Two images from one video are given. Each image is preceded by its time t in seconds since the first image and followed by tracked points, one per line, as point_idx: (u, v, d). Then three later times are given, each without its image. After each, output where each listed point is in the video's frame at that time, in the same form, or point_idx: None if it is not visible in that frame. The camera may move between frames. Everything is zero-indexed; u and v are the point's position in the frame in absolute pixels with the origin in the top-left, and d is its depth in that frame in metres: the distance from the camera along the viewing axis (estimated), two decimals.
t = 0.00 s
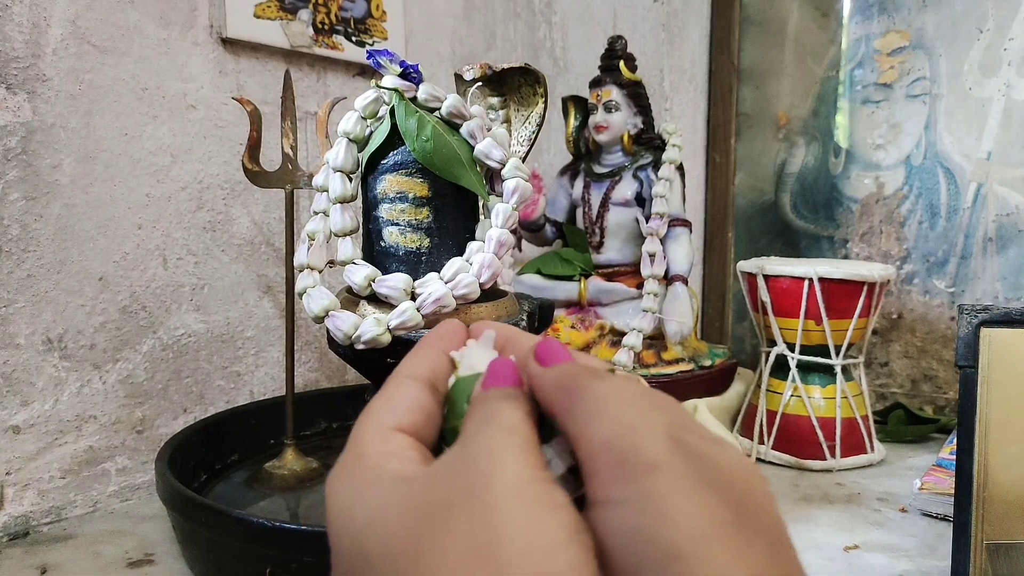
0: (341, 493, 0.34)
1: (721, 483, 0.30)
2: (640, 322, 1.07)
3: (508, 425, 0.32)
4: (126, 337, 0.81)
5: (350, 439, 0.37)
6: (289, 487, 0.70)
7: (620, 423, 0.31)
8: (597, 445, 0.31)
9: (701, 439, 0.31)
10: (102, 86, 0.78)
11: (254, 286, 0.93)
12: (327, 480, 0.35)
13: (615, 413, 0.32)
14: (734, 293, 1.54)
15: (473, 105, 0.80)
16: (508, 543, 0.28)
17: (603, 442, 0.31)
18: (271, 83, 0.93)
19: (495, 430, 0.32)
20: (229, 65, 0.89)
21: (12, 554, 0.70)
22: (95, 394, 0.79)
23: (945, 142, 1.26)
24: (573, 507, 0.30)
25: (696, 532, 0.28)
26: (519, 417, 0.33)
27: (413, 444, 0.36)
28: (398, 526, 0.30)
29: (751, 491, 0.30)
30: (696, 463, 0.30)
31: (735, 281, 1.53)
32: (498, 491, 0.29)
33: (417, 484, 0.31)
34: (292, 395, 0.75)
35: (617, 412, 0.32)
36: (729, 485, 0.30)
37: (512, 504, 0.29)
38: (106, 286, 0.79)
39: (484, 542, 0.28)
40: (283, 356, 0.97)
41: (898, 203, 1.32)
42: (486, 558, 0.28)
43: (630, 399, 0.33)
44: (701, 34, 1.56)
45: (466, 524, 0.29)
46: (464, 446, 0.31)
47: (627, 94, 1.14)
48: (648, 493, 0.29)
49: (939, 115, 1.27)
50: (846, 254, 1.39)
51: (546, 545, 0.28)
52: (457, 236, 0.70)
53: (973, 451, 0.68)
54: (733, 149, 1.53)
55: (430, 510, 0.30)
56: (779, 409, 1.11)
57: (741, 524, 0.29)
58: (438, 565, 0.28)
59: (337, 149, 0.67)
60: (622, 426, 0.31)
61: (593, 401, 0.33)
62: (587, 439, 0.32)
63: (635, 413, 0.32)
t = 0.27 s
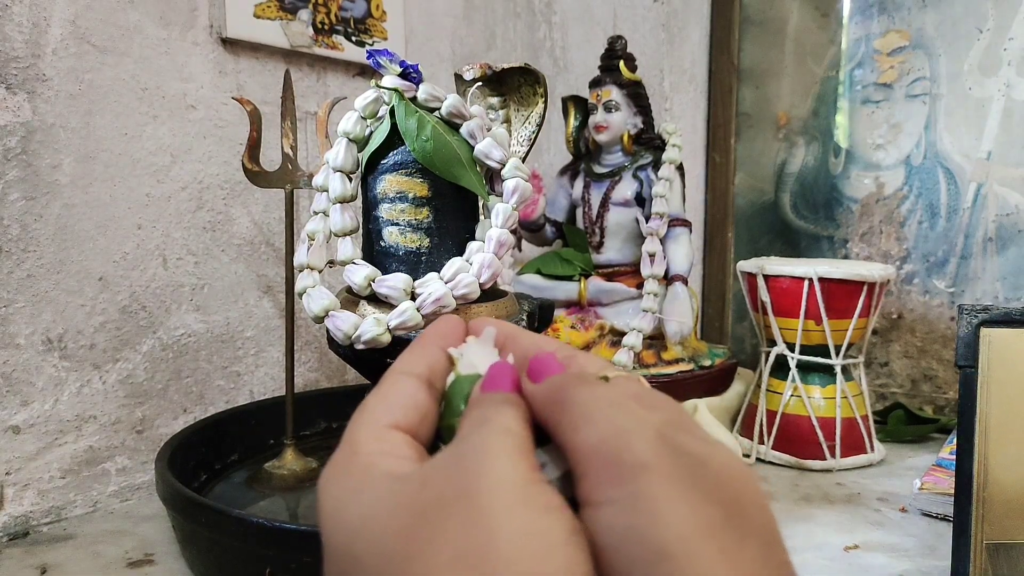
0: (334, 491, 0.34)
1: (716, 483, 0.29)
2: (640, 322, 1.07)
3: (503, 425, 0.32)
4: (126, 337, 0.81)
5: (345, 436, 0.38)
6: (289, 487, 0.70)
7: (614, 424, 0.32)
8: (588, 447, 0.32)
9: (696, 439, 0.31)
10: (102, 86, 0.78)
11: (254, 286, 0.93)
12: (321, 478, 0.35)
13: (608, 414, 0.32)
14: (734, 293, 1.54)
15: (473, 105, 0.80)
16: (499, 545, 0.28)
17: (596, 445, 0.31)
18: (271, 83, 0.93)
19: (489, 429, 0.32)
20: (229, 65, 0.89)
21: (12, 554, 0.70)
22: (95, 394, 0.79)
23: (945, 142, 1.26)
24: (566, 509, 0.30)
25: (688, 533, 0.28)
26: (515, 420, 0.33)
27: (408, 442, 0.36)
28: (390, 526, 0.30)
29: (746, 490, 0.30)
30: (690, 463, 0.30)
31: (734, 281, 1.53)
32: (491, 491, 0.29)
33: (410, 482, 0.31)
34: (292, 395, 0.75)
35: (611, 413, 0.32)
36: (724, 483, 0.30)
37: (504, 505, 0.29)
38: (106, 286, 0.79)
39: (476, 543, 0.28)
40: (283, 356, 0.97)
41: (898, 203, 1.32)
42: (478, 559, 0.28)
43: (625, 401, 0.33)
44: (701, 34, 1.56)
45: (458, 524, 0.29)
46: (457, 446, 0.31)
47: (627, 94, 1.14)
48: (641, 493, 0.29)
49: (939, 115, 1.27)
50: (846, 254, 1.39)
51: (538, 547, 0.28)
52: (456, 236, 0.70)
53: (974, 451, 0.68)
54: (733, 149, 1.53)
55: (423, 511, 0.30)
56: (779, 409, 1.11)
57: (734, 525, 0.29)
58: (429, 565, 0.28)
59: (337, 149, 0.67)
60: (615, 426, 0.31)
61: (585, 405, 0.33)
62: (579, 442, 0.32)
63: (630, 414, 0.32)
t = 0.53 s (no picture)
0: (333, 490, 0.34)
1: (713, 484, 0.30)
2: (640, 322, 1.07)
3: (502, 425, 0.32)
4: (126, 337, 0.81)
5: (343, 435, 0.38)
6: (289, 487, 0.70)
7: (612, 424, 0.32)
8: (584, 446, 0.32)
9: (693, 439, 0.31)
10: (102, 85, 0.78)
11: (254, 286, 0.93)
12: (319, 478, 0.35)
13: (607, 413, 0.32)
14: (734, 293, 1.54)
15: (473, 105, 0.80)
16: (500, 542, 0.28)
17: (592, 443, 0.31)
18: (271, 83, 0.93)
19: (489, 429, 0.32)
20: (229, 65, 0.89)
21: (12, 554, 0.70)
22: (95, 394, 0.79)
23: (945, 142, 1.26)
24: (567, 506, 0.30)
25: (686, 531, 0.29)
26: (515, 420, 0.33)
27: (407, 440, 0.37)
28: (390, 525, 0.30)
29: (741, 489, 0.31)
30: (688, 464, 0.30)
31: (734, 281, 1.53)
32: (492, 489, 0.29)
33: (410, 482, 0.31)
34: (292, 395, 0.75)
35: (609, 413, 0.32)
36: (720, 483, 0.30)
37: (505, 504, 0.29)
38: (106, 286, 0.79)
39: (476, 541, 0.28)
40: (283, 356, 0.97)
41: (898, 203, 1.32)
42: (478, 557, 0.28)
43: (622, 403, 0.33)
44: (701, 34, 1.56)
45: (459, 523, 0.29)
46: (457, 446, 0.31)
47: (627, 94, 1.14)
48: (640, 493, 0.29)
49: (939, 115, 1.27)
50: (846, 254, 1.39)
51: (539, 545, 0.28)
52: (456, 236, 0.70)
53: (973, 450, 0.68)
54: (733, 149, 1.53)
55: (424, 509, 0.30)
56: (778, 409, 1.11)
57: (729, 525, 0.30)
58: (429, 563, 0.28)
59: (337, 149, 0.67)
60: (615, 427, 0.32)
61: (580, 408, 0.33)
62: (575, 444, 0.32)
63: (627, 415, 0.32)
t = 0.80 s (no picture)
0: (322, 486, 0.34)
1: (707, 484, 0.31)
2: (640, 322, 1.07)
3: (495, 423, 0.32)
4: (126, 337, 0.81)
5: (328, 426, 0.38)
6: (289, 487, 0.70)
7: (600, 420, 0.32)
8: (572, 441, 0.32)
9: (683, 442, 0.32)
10: (101, 85, 0.78)
11: (254, 286, 0.93)
12: (310, 474, 0.35)
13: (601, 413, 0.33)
14: (734, 293, 1.54)
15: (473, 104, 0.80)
16: (493, 539, 0.28)
17: (581, 439, 0.31)
18: (271, 82, 0.93)
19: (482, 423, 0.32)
20: (229, 65, 0.89)
21: (12, 554, 0.70)
22: (95, 394, 0.79)
23: (944, 142, 1.26)
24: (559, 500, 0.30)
25: (682, 527, 0.29)
26: (502, 411, 0.33)
27: (392, 433, 0.37)
28: (383, 522, 0.30)
29: (731, 488, 0.31)
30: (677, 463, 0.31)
31: (734, 281, 1.53)
32: (484, 485, 0.29)
33: (401, 477, 0.31)
34: (291, 394, 0.75)
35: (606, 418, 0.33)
36: (710, 479, 0.31)
37: (498, 500, 0.29)
38: (106, 285, 0.79)
39: (470, 538, 0.28)
40: (283, 356, 0.97)
41: (898, 203, 1.32)
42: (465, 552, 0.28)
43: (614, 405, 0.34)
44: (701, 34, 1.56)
45: (452, 519, 0.29)
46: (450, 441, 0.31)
47: (626, 94, 1.14)
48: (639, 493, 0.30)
49: (939, 115, 1.27)
50: (846, 254, 1.39)
51: (535, 541, 0.28)
52: (456, 236, 0.70)
53: (973, 450, 0.68)
54: (733, 149, 1.53)
55: (415, 506, 0.30)
56: (778, 409, 1.11)
57: (726, 524, 0.30)
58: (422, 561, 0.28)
59: (337, 149, 0.67)
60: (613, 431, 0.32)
61: (568, 411, 0.33)
62: (562, 440, 0.32)
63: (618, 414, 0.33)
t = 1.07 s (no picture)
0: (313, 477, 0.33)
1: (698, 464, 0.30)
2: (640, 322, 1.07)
3: (481, 407, 0.31)
4: (126, 337, 0.81)
5: (321, 406, 0.38)
6: (289, 487, 0.70)
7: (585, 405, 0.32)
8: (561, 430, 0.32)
9: (675, 429, 0.31)
10: (101, 85, 0.78)
11: (254, 286, 0.93)
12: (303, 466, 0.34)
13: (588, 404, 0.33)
14: (734, 293, 1.54)
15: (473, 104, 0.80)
16: (480, 532, 0.27)
17: (568, 424, 0.32)
18: (271, 82, 0.93)
19: (461, 405, 0.31)
20: (229, 65, 0.89)
21: (12, 554, 0.70)
22: (95, 394, 0.79)
23: (945, 141, 1.26)
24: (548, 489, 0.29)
25: (676, 494, 0.28)
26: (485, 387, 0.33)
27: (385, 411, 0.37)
28: (370, 516, 0.29)
29: (728, 463, 0.31)
30: (664, 446, 0.30)
31: (734, 281, 1.53)
32: (466, 471, 0.28)
33: (386, 465, 0.31)
34: (291, 394, 0.75)
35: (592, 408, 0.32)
36: (704, 452, 0.30)
37: (480, 489, 0.28)
38: (106, 285, 0.79)
39: (456, 533, 0.27)
40: (283, 356, 0.97)
41: (898, 203, 1.32)
42: (451, 549, 0.27)
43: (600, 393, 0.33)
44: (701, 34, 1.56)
45: (436, 514, 0.28)
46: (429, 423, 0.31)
47: (626, 94, 1.14)
48: (631, 482, 0.29)
49: (938, 115, 1.27)
50: (846, 254, 1.39)
51: (526, 535, 0.27)
52: (456, 236, 0.70)
53: (973, 450, 0.68)
54: (733, 149, 1.53)
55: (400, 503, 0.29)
56: (778, 409, 1.11)
57: (732, 502, 0.29)
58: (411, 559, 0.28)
59: (337, 149, 0.66)
60: (597, 421, 0.32)
61: (556, 400, 0.33)
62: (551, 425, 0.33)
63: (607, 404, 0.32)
